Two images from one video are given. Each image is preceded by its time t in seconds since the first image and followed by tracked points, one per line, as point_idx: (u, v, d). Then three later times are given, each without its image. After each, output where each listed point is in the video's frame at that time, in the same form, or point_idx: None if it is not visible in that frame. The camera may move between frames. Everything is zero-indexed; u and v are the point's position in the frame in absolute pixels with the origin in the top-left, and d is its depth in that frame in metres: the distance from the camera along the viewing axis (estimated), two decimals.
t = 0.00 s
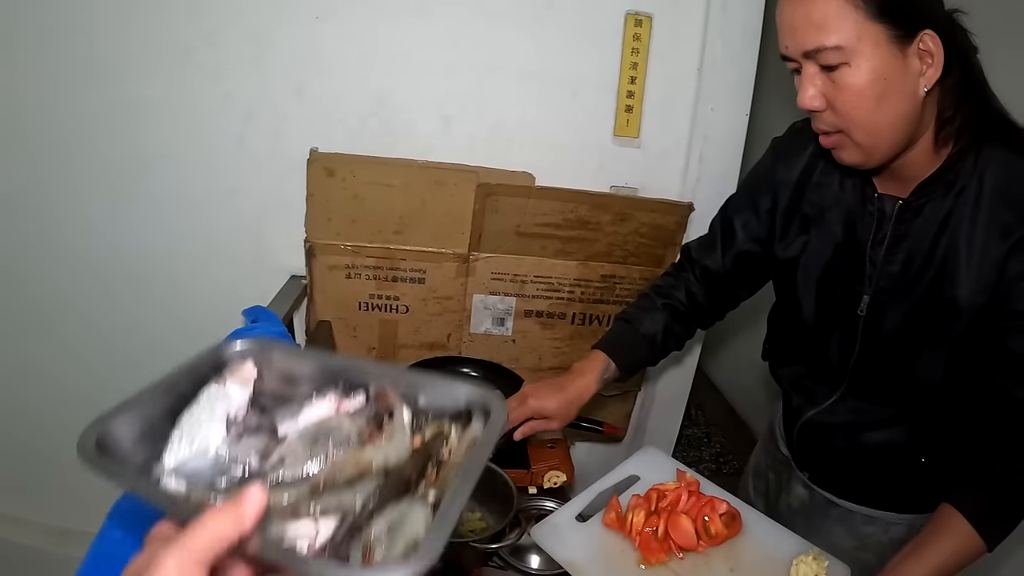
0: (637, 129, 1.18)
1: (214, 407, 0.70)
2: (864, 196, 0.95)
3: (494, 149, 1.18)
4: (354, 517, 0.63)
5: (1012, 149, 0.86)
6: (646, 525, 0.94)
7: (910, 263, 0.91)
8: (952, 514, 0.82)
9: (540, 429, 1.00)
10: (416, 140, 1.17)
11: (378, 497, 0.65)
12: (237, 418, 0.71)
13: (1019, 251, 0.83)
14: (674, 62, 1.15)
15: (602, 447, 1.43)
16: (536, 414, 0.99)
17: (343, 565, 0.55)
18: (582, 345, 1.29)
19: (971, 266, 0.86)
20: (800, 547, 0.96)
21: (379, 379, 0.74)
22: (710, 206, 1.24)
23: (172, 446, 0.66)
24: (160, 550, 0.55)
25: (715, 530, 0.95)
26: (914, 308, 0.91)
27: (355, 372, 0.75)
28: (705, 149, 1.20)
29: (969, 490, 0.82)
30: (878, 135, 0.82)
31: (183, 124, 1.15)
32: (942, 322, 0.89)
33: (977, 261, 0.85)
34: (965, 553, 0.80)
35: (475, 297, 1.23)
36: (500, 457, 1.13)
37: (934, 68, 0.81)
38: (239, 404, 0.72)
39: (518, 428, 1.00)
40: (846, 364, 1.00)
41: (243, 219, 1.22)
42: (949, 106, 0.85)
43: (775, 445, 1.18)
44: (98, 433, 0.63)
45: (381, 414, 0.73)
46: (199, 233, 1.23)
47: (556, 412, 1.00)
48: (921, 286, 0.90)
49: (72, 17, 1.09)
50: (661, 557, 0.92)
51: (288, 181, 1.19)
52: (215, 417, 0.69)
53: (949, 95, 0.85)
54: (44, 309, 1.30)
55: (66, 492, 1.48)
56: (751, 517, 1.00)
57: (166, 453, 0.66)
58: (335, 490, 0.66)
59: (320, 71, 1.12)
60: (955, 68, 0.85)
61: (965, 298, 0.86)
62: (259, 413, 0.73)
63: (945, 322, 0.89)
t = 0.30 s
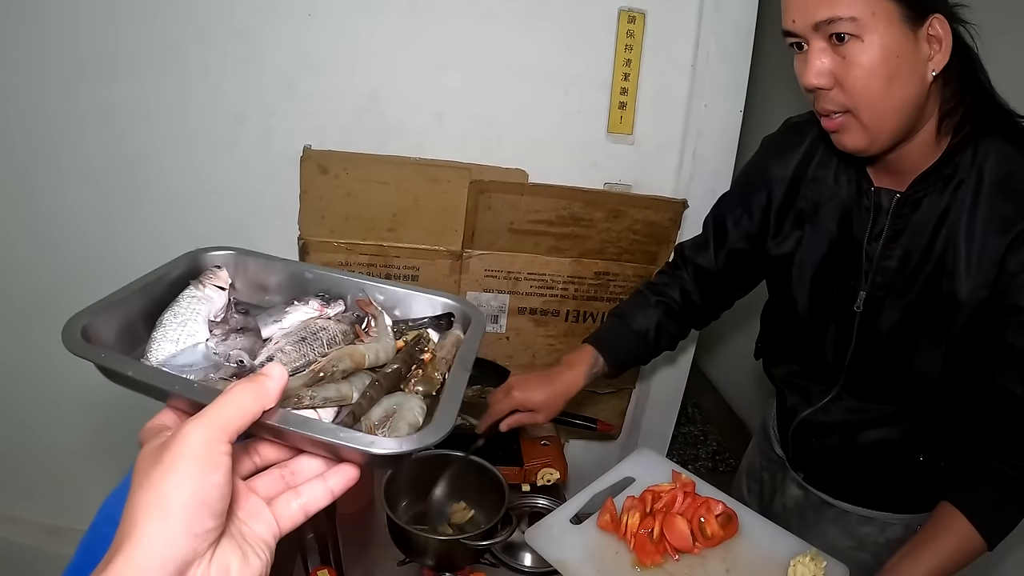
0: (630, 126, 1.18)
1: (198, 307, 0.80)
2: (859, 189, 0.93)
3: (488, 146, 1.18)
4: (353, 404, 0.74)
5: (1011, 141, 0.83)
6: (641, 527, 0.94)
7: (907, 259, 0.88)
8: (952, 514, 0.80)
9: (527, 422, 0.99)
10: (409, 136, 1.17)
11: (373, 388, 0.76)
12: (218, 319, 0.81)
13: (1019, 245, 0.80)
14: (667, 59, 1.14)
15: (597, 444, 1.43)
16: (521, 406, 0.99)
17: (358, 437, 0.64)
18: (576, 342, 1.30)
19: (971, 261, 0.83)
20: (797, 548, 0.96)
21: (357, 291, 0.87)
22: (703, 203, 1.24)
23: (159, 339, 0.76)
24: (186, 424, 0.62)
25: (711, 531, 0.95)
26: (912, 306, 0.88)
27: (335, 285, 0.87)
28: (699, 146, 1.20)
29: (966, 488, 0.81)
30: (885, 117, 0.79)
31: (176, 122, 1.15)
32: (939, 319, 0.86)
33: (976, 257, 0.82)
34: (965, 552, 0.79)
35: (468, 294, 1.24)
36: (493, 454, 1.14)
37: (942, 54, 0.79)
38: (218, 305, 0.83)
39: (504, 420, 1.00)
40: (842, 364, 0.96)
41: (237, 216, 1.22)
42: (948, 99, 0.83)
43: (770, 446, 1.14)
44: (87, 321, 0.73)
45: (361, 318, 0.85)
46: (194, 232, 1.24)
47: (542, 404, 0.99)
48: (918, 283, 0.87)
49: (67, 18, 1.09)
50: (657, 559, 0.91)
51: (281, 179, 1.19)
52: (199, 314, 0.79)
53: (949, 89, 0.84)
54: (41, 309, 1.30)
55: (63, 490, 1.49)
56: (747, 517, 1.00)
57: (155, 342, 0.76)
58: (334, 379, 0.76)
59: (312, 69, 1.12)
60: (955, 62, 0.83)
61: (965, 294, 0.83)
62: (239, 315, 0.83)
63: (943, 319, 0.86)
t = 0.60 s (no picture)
0: (631, 125, 1.18)
1: (177, 334, 0.80)
2: (863, 190, 0.92)
3: (488, 145, 1.18)
4: (335, 431, 0.76)
5: (1016, 140, 0.83)
6: (641, 528, 0.93)
7: (912, 259, 0.87)
8: (957, 516, 0.79)
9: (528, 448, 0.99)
10: (408, 135, 1.17)
11: (353, 415, 0.78)
12: (198, 345, 0.82)
13: None
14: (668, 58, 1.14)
15: (598, 445, 1.43)
16: (522, 433, 0.98)
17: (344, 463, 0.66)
18: (576, 342, 1.30)
19: (976, 262, 0.82)
20: (798, 551, 0.95)
21: (333, 317, 0.88)
22: (704, 203, 1.24)
23: (139, 369, 0.75)
24: (174, 454, 0.63)
25: (712, 533, 0.94)
26: (915, 307, 0.88)
27: (313, 312, 0.88)
28: (700, 146, 1.20)
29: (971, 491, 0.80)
30: (889, 116, 0.79)
31: (176, 121, 1.15)
32: (943, 320, 0.86)
33: (983, 258, 0.82)
34: (969, 555, 0.77)
35: (469, 293, 1.24)
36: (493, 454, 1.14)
37: (946, 52, 0.78)
38: (196, 332, 0.82)
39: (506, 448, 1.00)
40: (845, 365, 0.96)
41: (238, 215, 1.22)
42: (953, 98, 0.82)
43: (772, 448, 1.14)
44: (68, 349, 0.72)
45: (338, 344, 0.86)
46: (194, 231, 1.24)
47: (543, 429, 0.99)
48: (922, 284, 0.87)
49: (66, 17, 1.09)
50: (656, 560, 0.91)
51: (281, 178, 1.19)
52: (180, 342, 0.79)
53: (954, 88, 0.82)
54: (43, 307, 1.30)
55: (61, 487, 1.49)
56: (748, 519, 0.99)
57: (135, 371, 0.75)
58: (315, 407, 0.77)
59: (312, 67, 1.12)
60: (960, 61, 0.82)
61: (970, 296, 0.83)
62: (219, 342, 0.83)
63: (947, 319, 0.85)
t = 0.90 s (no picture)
0: (637, 125, 1.18)
1: (154, 333, 0.82)
2: (873, 192, 0.92)
3: (492, 144, 1.18)
4: (318, 433, 0.79)
5: None
6: (644, 534, 0.93)
7: (921, 263, 0.87)
8: (964, 527, 0.78)
9: (537, 434, 1.00)
10: (413, 134, 1.17)
11: (335, 417, 0.81)
12: (175, 343, 0.84)
13: None
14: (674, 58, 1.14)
15: (600, 445, 1.43)
16: (531, 419, 0.99)
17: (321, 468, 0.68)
18: (580, 342, 1.30)
19: (987, 269, 0.82)
20: (802, 559, 0.95)
21: (310, 316, 0.90)
22: (709, 203, 1.24)
23: (120, 370, 0.77)
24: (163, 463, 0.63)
25: (715, 540, 0.94)
26: (924, 311, 0.87)
27: (290, 311, 0.90)
28: (705, 146, 1.20)
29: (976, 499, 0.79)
30: (901, 124, 0.78)
31: (178, 118, 1.15)
32: (952, 326, 0.85)
33: (993, 264, 0.81)
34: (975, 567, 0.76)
35: (473, 293, 1.24)
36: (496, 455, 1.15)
37: (960, 57, 0.77)
38: (174, 329, 0.84)
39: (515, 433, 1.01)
40: (851, 369, 0.95)
41: (241, 213, 1.22)
42: (967, 101, 0.81)
43: (776, 451, 1.14)
44: (46, 350, 0.74)
45: (317, 342, 0.88)
46: (197, 228, 1.23)
47: (551, 417, 0.99)
48: (932, 288, 0.86)
49: (69, 13, 1.08)
50: (658, 567, 0.91)
51: (286, 177, 1.19)
52: (157, 340, 0.81)
53: (966, 93, 0.81)
54: (44, 304, 1.30)
55: (61, 483, 1.49)
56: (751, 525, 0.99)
57: (115, 372, 0.77)
58: (298, 410, 0.80)
59: (317, 66, 1.12)
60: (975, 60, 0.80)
61: (980, 302, 0.82)
62: (197, 340, 0.85)
63: (956, 326, 0.84)
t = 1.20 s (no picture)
0: (642, 126, 1.17)
1: (154, 346, 0.82)
2: (878, 196, 0.91)
3: (496, 144, 1.17)
4: (316, 445, 0.79)
5: None
6: (641, 535, 0.93)
7: (925, 269, 0.86)
8: (965, 535, 0.78)
9: (541, 445, 1.00)
10: (416, 134, 1.16)
11: (333, 428, 0.81)
12: (175, 356, 0.84)
13: None
14: (680, 58, 1.13)
15: (603, 446, 1.43)
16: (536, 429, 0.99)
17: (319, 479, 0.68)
18: (584, 343, 1.30)
19: (992, 275, 0.81)
20: (801, 564, 0.94)
21: (308, 328, 0.91)
22: (714, 204, 1.24)
23: (120, 383, 0.77)
24: (163, 474, 0.63)
25: (712, 543, 0.93)
26: (927, 316, 0.86)
27: (289, 324, 0.91)
28: (711, 147, 1.19)
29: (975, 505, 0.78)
30: (900, 136, 0.78)
31: (181, 116, 1.15)
32: (955, 332, 0.84)
33: (997, 270, 0.81)
34: None
35: (476, 293, 1.24)
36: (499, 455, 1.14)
37: (960, 64, 0.76)
38: (173, 342, 0.85)
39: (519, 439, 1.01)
40: (855, 374, 0.95)
41: (244, 212, 1.22)
42: (971, 104, 0.80)
43: (779, 455, 1.14)
44: (47, 363, 0.74)
45: (315, 355, 0.89)
46: (200, 227, 1.23)
47: (557, 427, 0.99)
48: (936, 293, 0.86)
49: (73, 9, 1.08)
50: (655, 569, 0.90)
51: (288, 175, 1.19)
52: (157, 353, 0.82)
53: (971, 96, 0.80)
54: (46, 302, 1.29)
55: (61, 480, 1.49)
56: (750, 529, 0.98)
57: (115, 386, 0.77)
58: (296, 421, 0.80)
59: (320, 64, 1.11)
60: (981, 62, 0.78)
61: (982, 308, 0.81)
62: (197, 353, 0.86)
63: (959, 332, 0.84)
